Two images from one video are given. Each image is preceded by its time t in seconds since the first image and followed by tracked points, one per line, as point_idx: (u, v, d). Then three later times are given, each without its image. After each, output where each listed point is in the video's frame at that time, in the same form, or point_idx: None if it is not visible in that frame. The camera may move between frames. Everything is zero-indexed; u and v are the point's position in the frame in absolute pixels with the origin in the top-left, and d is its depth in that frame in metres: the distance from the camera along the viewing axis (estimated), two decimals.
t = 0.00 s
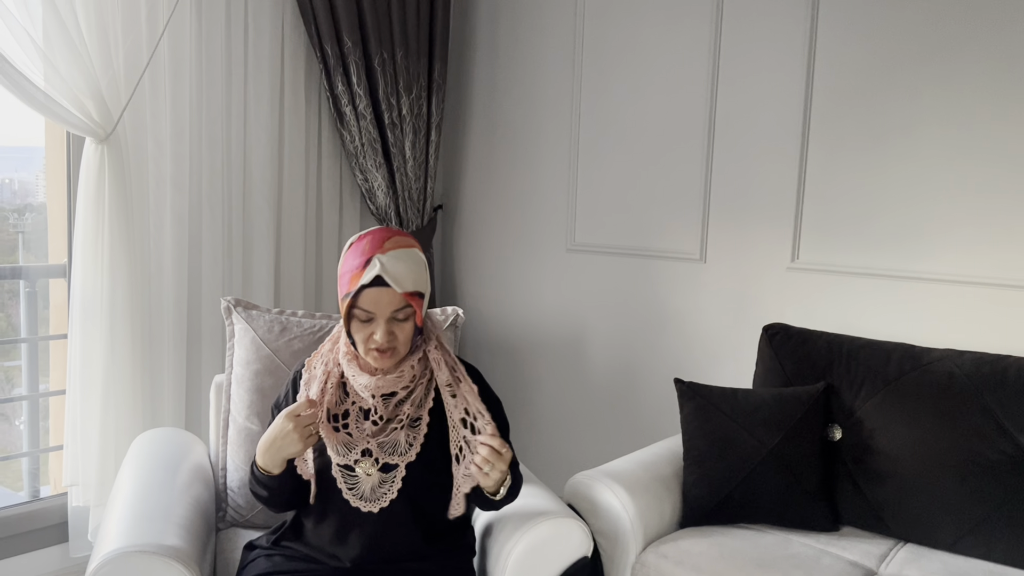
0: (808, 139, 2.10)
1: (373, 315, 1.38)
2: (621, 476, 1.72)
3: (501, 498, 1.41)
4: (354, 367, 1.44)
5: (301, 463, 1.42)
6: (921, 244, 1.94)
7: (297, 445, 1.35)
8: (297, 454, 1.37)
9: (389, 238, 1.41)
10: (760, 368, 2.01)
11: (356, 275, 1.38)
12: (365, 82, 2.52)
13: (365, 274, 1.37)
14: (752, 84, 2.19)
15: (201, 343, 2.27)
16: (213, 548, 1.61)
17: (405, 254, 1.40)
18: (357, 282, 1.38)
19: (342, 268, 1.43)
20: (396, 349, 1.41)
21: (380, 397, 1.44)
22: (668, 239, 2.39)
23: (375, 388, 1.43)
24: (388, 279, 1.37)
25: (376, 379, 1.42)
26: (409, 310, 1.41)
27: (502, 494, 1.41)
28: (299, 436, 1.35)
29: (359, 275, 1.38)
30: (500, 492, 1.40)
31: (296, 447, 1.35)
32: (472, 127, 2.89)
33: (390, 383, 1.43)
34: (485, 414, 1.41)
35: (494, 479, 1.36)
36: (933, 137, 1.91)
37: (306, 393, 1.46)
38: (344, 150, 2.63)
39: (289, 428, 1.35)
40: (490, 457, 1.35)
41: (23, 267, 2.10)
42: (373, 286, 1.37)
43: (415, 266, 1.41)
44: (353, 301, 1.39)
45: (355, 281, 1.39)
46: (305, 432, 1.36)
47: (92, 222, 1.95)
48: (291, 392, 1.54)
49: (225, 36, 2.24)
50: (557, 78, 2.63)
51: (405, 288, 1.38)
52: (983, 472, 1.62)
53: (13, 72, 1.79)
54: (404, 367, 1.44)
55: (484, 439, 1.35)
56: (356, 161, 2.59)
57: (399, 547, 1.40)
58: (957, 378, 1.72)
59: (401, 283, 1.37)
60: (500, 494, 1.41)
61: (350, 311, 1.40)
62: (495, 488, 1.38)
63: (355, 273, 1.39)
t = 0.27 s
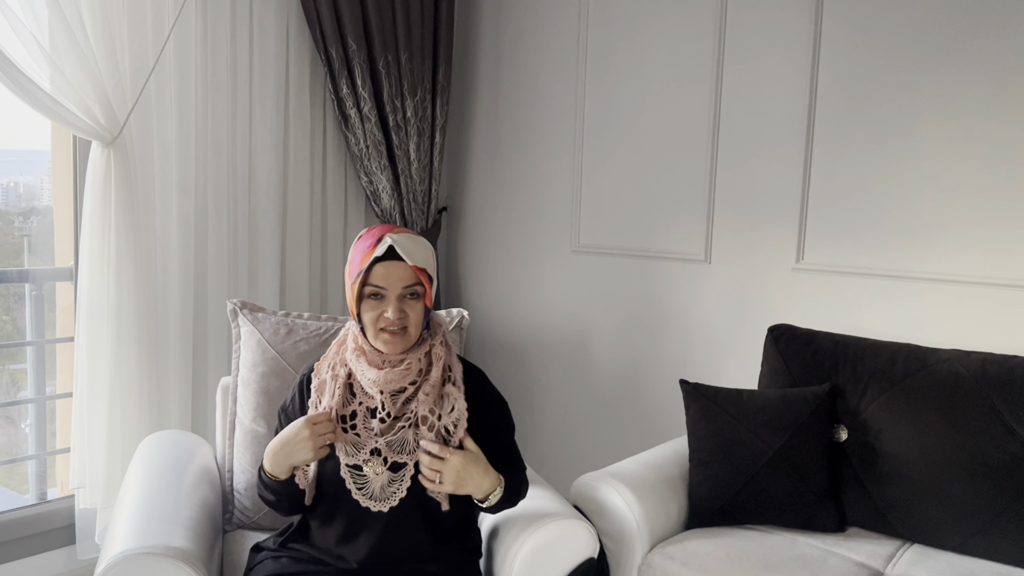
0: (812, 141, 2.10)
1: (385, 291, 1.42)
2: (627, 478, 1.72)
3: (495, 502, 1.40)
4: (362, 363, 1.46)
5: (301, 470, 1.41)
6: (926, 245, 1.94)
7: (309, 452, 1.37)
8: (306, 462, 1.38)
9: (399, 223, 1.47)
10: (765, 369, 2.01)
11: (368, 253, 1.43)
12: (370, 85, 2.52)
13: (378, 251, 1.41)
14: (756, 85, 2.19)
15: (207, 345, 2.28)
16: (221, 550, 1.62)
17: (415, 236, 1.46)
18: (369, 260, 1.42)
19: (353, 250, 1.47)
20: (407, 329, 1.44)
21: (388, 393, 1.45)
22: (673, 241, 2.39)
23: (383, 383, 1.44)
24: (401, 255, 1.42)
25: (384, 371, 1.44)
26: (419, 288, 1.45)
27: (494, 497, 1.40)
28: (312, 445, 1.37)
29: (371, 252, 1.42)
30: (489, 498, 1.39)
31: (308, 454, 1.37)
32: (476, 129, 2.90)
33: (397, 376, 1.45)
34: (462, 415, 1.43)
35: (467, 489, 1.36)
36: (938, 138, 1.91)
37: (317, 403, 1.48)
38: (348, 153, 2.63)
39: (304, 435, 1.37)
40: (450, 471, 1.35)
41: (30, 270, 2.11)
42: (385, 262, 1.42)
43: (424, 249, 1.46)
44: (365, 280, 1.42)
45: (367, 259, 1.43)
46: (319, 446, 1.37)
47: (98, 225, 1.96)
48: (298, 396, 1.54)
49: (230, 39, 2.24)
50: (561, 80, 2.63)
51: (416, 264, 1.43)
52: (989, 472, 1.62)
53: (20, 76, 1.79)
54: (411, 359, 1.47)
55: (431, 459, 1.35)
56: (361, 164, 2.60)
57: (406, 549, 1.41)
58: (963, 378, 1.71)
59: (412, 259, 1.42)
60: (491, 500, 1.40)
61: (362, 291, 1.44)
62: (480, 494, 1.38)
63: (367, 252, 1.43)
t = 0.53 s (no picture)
0: (816, 142, 2.10)
1: (389, 294, 1.43)
2: (631, 480, 1.72)
3: (501, 499, 1.39)
4: (367, 365, 1.46)
5: (303, 472, 1.41)
6: (930, 246, 1.93)
7: (307, 456, 1.37)
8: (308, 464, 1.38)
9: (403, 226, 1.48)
10: (769, 371, 2.00)
11: (372, 255, 1.43)
12: (373, 88, 2.53)
13: (382, 253, 1.42)
14: (759, 86, 2.19)
15: (211, 348, 2.28)
16: (225, 553, 1.62)
17: (419, 239, 1.46)
18: (373, 263, 1.43)
19: (357, 253, 1.48)
20: (411, 331, 1.44)
21: (392, 395, 1.46)
22: (676, 242, 2.39)
23: (388, 384, 1.45)
24: (405, 257, 1.42)
25: (389, 373, 1.44)
26: (423, 291, 1.45)
27: (501, 495, 1.39)
28: (310, 449, 1.37)
29: (375, 255, 1.43)
30: (497, 495, 1.39)
31: (305, 458, 1.37)
32: (478, 131, 2.90)
33: (402, 378, 1.45)
34: (469, 407, 1.46)
35: (475, 483, 1.36)
36: (942, 138, 1.90)
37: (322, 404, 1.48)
38: (351, 156, 2.63)
39: (303, 438, 1.37)
40: (461, 461, 1.36)
41: (34, 274, 2.11)
42: (389, 266, 1.42)
43: (428, 252, 1.47)
44: (369, 282, 1.43)
45: (371, 261, 1.43)
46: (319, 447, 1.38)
47: (103, 229, 1.96)
48: (302, 399, 1.54)
49: (233, 43, 2.25)
50: (563, 81, 2.63)
51: (420, 267, 1.43)
52: (995, 474, 1.62)
53: (24, 81, 1.80)
54: (416, 361, 1.47)
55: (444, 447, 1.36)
56: (364, 167, 2.60)
57: (410, 552, 1.41)
58: (968, 379, 1.71)
59: (416, 262, 1.42)
60: (498, 497, 1.39)
61: (366, 293, 1.44)
62: (488, 489, 1.38)
63: (371, 255, 1.44)
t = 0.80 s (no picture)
0: (818, 142, 2.10)
1: (392, 294, 1.43)
2: (634, 481, 1.72)
3: (503, 503, 1.39)
4: (370, 365, 1.46)
5: (307, 472, 1.42)
6: (934, 245, 1.93)
7: (315, 455, 1.39)
8: (313, 464, 1.40)
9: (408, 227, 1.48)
10: (772, 372, 2.00)
11: (377, 255, 1.44)
12: (374, 91, 2.53)
13: (386, 253, 1.43)
14: (760, 86, 2.19)
15: (214, 351, 2.28)
16: (228, 556, 1.62)
17: (424, 241, 1.47)
18: (377, 262, 1.44)
19: (363, 254, 1.49)
20: (414, 331, 1.44)
21: (395, 396, 1.46)
22: (679, 243, 2.39)
23: (391, 385, 1.45)
24: (408, 257, 1.43)
25: (392, 374, 1.44)
26: (426, 292, 1.45)
27: (502, 498, 1.39)
28: (319, 448, 1.39)
29: (379, 255, 1.44)
30: (498, 498, 1.39)
31: (313, 457, 1.39)
32: (480, 133, 2.90)
33: (405, 379, 1.45)
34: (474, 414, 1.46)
35: (474, 486, 1.37)
36: (944, 138, 1.90)
37: (324, 404, 1.48)
38: (354, 158, 2.63)
39: (312, 438, 1.39)
40: (460, 463, 1.37)
41: (38, 278, 2.12)
42: (393, 265, 1.43)
43: (433, 252, 1.47)
44: (373, 281, 1.44)
45: (375, 261, 1.44)
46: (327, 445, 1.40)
47: (106, 234, 1.97)
48: (306, 402, 1.55)
49: (235, 46, 2.25)
50: (565, 83, 2.63)
51: (424, 267, 1.44)
52: (1000, 474, 1.61)
53: (28, 86, 1.81)
54: (419, 362, 1.47)
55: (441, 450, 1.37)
56: (366, 169, 2.60)
57: (413, 555, 1.40)
58: (972, 379, 1.70)
59: (420, 262, 1.43)
60: (500, 500, 1.39)
61: (370, 293, 1.45)
62: (488, 492, 1.38)
63: (376, 255, 1.44)
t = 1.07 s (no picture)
0: (821, 144, 2.10)
1: (402, 293, 1.45)
2: (640, 484, 1.72)
3: (508, 502, 1.40)
4: (381, 364, 1.47)
5: (314, 471, 1.43)
6: (937, 247, 1.93)
7: (320, 455, 1.39)
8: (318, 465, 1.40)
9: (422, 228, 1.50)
10: (777, 374, 2.00)
11: (389, 255, 1.46)
12: (378, 95, 2.53)
13: (398, 252, 1.44)
14: (763, 88, 2.19)
15: (219, 356, 2.29)
16: (235, 561, 1.62)
17: (437, 244, 1.48)
18: (389, 262, 1.45)
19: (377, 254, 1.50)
20: (423, 331, 1.46)
21: (404, 397, 1.47)
22: (682, 245, 2.39)
23: (399, 385, 1.46)
24: (420, 257, 1.44)
25: (400, 374, 1.45)
26: (437, 293, 1.47)
27: (507, 497, 1.40)
28: (324, 449, 1.39)
29: (391, 254, 1.45)
30: (502, 498, 1.39)
31: (318, 456, 1.39)
32: (483, 136, 2.90)
33: (413, 380, 1.46)
34: (469, 422, 1.47)
35: (479, 492, 1.37)
36: (947, 139, 1.90)
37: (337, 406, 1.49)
38: (357, 162, 2.64)
39: (317, 438, 1.40)
40: (459, 474, 1.36)
41: (42, 283, 2.12)
42: (404, 265, 1.45)
43: (445, 254, 1.48)
44: (385, 279, 1.45)
45: (387, 260, 1.46)
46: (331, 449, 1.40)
47: (111, 239, 1.97)
48: (318, 403, 1.55)
49: (238, 51, 2.26)
50: (567, 86, 2.64)
51: (435, 268, 1.45)
52: (1005, 475, 1.61)
53: (33, 92, 1.81)
54: (428, 363, 1.47)
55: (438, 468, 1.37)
56: (370, 173, 2.60)
57: (420, 559, 1.41)
58: (977, 380, 1.70)
59: (431, 262, 1.44)
60: (503, 500, 1.40)
61: (381, 291, 1.47)
62: (492, 494, 1.38)
63: (388, 255, 1.46)
